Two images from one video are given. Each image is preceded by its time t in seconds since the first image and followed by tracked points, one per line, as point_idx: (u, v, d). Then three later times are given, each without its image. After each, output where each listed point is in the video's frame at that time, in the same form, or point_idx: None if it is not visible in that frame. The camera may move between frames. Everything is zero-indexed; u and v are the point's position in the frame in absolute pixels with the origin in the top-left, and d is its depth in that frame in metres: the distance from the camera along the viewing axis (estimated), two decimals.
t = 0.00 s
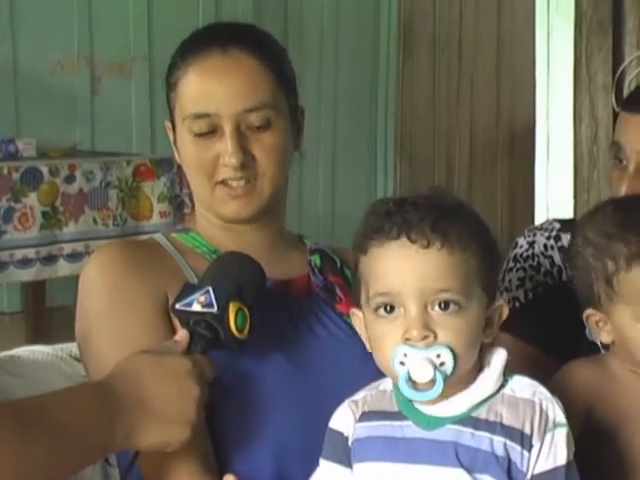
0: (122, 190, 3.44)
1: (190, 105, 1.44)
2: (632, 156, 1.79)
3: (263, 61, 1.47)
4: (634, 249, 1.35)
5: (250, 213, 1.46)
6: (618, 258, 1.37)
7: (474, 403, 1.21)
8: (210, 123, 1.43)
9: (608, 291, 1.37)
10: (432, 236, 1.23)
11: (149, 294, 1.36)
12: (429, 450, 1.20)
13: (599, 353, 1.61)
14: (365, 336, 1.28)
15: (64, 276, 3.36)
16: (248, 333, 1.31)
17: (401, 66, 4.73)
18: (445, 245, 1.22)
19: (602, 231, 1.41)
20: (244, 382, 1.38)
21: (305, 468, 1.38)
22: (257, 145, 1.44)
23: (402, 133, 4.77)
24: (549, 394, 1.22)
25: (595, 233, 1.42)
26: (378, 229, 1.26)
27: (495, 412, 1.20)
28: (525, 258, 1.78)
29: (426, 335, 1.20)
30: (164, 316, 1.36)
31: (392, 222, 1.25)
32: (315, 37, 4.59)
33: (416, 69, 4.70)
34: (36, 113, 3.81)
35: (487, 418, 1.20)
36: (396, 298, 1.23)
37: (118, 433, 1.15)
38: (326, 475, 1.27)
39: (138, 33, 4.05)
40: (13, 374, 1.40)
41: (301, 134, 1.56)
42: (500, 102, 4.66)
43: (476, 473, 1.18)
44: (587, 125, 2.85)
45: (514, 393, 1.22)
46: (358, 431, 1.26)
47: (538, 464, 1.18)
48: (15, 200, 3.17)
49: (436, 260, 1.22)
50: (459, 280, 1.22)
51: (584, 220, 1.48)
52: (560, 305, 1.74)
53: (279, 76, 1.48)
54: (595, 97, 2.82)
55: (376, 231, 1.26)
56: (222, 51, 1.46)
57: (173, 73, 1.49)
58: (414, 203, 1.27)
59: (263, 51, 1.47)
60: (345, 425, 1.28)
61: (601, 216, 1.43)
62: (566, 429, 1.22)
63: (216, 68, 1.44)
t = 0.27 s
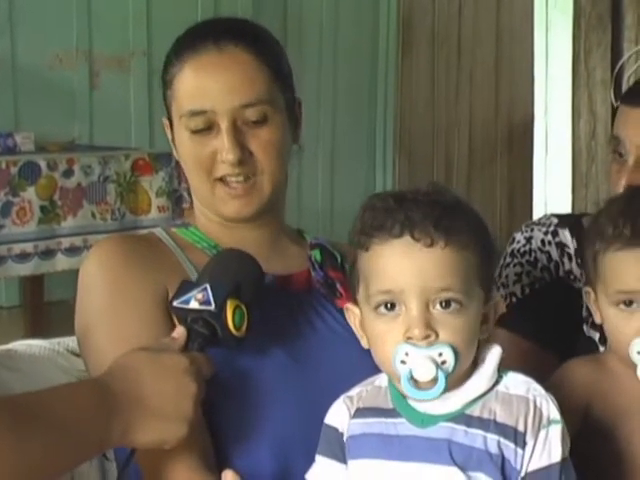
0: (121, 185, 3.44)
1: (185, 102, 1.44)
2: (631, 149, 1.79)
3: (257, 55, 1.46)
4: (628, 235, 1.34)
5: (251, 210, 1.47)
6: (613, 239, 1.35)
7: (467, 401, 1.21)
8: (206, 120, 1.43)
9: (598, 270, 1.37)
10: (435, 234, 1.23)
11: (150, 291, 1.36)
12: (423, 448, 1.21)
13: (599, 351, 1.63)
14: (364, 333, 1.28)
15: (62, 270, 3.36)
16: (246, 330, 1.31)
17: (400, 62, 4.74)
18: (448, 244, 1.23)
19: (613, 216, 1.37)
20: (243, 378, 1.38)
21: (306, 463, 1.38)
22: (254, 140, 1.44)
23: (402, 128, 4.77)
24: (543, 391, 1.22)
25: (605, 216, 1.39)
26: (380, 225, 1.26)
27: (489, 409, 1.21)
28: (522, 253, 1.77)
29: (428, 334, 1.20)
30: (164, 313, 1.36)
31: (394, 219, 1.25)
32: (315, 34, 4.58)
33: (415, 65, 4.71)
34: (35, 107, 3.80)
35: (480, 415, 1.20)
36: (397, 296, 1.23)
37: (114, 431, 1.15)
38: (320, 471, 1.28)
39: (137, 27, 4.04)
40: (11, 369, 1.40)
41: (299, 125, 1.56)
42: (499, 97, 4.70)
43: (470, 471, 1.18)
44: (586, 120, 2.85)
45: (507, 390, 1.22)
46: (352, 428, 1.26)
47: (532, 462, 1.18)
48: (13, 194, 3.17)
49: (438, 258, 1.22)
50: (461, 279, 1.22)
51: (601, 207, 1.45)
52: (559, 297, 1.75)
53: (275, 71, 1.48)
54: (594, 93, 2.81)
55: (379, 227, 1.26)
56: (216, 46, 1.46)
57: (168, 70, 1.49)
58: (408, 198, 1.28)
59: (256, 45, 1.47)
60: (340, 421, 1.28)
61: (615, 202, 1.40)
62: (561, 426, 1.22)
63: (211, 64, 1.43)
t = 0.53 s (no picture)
0: (123, 186, 3.44)
1: (185, 106, 1.44)
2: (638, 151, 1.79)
3: (257, 58, 1.46)
4: (635, 234, 1.41)
5: (250, 212, 1.46)
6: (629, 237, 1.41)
7: (476, 408, 1.21)
8: (206, 124, 1.42)
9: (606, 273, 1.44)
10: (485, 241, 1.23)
11: (151, 294, 1.36)
12: (431, 454, 1.21)
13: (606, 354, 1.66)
14: (397, 337, 1.27)
15: (64, 272, 3.35)
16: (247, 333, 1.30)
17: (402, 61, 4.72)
18: (498, 251, 1.23)
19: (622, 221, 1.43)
20: (243, 381, 1.37)
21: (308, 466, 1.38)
22: (253, 144, 1.43)
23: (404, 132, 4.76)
24: (551, 398, 1.24)
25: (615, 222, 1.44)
26: (422, 230, 1.25)
27: (499, 416, 1.21)
28: (526, 256, 1.76)
29: (483, 342, 1.20)
30: (166, 316, 1.36)
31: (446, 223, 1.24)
32: (316, 36, 4.57)
33: (417, 66, 4.69)
34: (36, 109, 3.80)
35: (490, 422, 1.21)
36: (451, 303, 1.22)
37: (115, 434, 1.15)
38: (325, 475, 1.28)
39: (138, 29, 4.04)
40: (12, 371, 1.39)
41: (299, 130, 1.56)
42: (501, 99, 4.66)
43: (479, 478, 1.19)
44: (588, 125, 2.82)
45: (517, 397, 1.23)
46: (358, 433, 1.27)
47: (539, 469, 1.20)
48: (15, 196, 3.17)
49: (496, 266, 1.22)
50: (507, 286, 1.23)
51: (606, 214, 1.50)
52: (562, 301, 1.74)
53: (275, 75, 1.47)
54: (596, 95, 2.80)
55: (440, 233, 1.23)
56: (216, 50, 1.46)
57: (168, 75, 1.49)
58: (446, 205, 1.26)
59: (257, 48, 1.47)
60: (343, 426, 1.28)
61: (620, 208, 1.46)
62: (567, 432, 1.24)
63: (210, 68, 1.43)
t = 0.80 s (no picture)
0: (122, 188, 3.44)
1: (179, 105, 1.44)
2: (637, 153, 1.79)
3: (252, 58, 1.46)
4: (635, 237, 1.41)
5: (244, 212, 1.45)
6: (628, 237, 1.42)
7: (488, 409, 1.22)
8: (199, 123, 1.42)
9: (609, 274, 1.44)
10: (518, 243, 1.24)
11: (150, 296, 1.35)
12: (442, 454, 1.22)
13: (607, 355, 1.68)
14: (423, 338, 1.26)
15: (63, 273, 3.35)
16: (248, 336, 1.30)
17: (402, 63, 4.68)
18: (528, 253, 1.24)
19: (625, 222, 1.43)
20: (244, 384, 1.37)
21: (309, 467, 1.38)
22: (247, 144, 1.43)
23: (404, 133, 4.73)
24: (560, 400, 1.25)
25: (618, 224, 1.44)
26: (455, 232, 1.24)
27: (509, 417, 1.22)
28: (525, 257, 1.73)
29: (515, 345, 1.21)
30: (165, 318, 1.35)
31: (484, 223, 1.24)
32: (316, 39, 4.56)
33: (416, 68, 4.66)
34: (37, 111, 3.80)
35: (500, 423, 1.22)
36: (486, 305, 1.22)
37: (116, 436, 1.14)
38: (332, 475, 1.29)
39: (138, 31, 4.04)
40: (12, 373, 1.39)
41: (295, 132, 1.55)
42: (501, 101, 4.77)
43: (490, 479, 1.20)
44: (587, 127, 2.82)
45: (528, 398, 1.24)
46: (367, 432, 1.28)
47: (548, 469, 1.21)
48: (15, 197, 3.16)
49: (529, 270, 1.24)
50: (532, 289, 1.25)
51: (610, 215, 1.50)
52: (563, 302, 1.72)
53: (270, 74, 1.47)
54: (595, 98, 2.80)
55: (482, 236, 1.23)
56: (211, 50, 1.46)
57: (162, 75, 1.48)
58: (477, 207, 1.26)
59: (252, 48, 1.47)
60: (351, 425, 1.29)
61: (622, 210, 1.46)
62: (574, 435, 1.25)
63: (204, 67, 1.43)
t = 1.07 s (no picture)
0: (121, 189, 3.44)
1: (177, 105, 1.44)
2: (628, 157, 1.81)
3: (251, 60, 1.46)
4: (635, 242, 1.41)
5: (239, 213, 1.45)
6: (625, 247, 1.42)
7: (488, 408, 1.23)
8: (195, 123, 1.42)
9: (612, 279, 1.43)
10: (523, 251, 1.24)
11: (149, 293, 1.36)
12: (442, 452, 1.23)
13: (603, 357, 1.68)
14: (426, 340, 1.26)
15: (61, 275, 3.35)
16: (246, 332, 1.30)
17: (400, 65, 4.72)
18: (533, 261, 1.25)
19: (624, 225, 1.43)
20: (243, 382, 1.37)
21: (308, 465, 1.38)
22: (242, 145, 1.43)
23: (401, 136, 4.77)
24: (558, 402, 1.27)
25: (617, 225, 1.44)
26: (460, 236, 1.25)
27: (508, 417, 1.23)
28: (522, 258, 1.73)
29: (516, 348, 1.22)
30: (164, 317, 1.35)
31: (489, 228, 1.24)
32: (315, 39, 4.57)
33: (415, 69, 4.69)
34: (35, 112, 3.80)
35: (500, 423, 1.23)
36: (489, 309, 1.22)
37: (115, 436, 1.14)
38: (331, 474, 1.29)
39: (137, 32, 4.04)
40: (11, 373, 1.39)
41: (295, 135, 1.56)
42: (499, 103, 4.69)
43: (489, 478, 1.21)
44: (585, 129, 2.83)
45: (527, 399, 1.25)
46: (366, 430, 1.29)
47: (546, 470, 1.22)
48: (13, 199, 3.16)
49: (533, 276, 1.24)
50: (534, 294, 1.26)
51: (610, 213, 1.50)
52: (559, 303, 1.72)
53: (268, 76, 1.47)
54: (593, 100, 2.81)
55: (486, 241, 1.23)
56: (210, 51, 1.46)
57: (164, 75, 1.49)
58: (484, 212, 1.27)
59: (251, 50, 1.47)
60: (350, 423, 1.30)
61: (623, 211, 1.46)
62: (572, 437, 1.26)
63: (202, 67, 1.43)
